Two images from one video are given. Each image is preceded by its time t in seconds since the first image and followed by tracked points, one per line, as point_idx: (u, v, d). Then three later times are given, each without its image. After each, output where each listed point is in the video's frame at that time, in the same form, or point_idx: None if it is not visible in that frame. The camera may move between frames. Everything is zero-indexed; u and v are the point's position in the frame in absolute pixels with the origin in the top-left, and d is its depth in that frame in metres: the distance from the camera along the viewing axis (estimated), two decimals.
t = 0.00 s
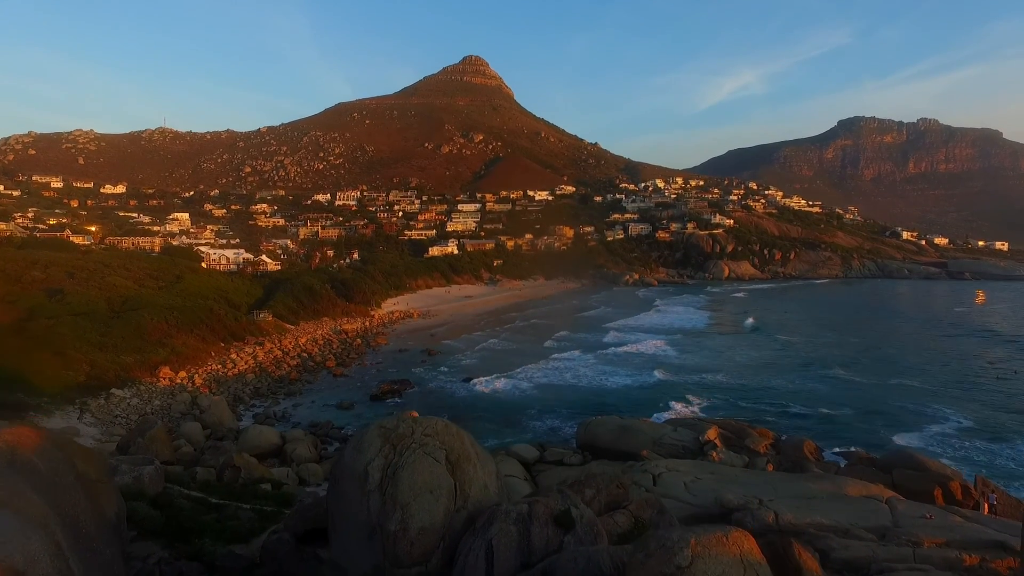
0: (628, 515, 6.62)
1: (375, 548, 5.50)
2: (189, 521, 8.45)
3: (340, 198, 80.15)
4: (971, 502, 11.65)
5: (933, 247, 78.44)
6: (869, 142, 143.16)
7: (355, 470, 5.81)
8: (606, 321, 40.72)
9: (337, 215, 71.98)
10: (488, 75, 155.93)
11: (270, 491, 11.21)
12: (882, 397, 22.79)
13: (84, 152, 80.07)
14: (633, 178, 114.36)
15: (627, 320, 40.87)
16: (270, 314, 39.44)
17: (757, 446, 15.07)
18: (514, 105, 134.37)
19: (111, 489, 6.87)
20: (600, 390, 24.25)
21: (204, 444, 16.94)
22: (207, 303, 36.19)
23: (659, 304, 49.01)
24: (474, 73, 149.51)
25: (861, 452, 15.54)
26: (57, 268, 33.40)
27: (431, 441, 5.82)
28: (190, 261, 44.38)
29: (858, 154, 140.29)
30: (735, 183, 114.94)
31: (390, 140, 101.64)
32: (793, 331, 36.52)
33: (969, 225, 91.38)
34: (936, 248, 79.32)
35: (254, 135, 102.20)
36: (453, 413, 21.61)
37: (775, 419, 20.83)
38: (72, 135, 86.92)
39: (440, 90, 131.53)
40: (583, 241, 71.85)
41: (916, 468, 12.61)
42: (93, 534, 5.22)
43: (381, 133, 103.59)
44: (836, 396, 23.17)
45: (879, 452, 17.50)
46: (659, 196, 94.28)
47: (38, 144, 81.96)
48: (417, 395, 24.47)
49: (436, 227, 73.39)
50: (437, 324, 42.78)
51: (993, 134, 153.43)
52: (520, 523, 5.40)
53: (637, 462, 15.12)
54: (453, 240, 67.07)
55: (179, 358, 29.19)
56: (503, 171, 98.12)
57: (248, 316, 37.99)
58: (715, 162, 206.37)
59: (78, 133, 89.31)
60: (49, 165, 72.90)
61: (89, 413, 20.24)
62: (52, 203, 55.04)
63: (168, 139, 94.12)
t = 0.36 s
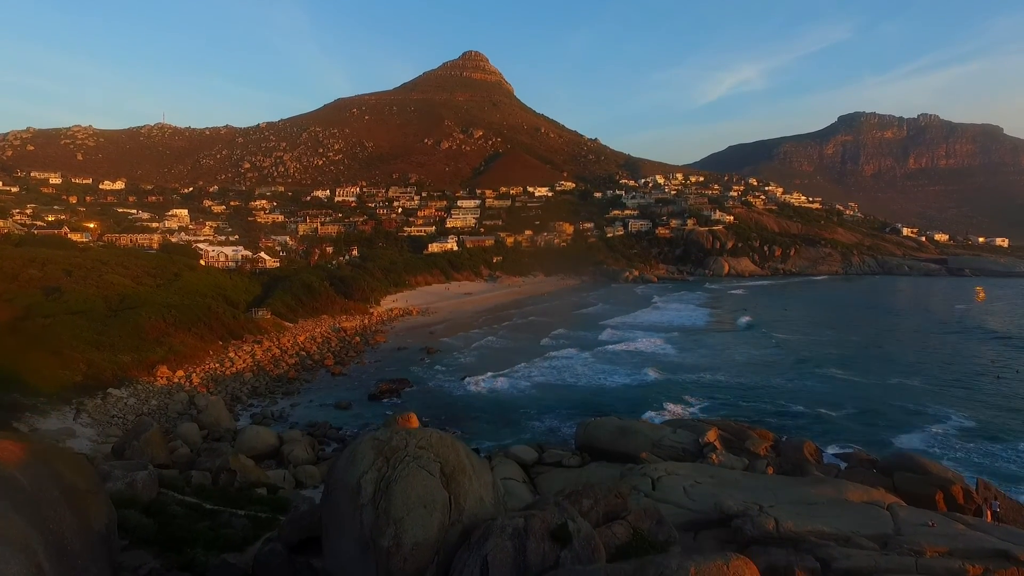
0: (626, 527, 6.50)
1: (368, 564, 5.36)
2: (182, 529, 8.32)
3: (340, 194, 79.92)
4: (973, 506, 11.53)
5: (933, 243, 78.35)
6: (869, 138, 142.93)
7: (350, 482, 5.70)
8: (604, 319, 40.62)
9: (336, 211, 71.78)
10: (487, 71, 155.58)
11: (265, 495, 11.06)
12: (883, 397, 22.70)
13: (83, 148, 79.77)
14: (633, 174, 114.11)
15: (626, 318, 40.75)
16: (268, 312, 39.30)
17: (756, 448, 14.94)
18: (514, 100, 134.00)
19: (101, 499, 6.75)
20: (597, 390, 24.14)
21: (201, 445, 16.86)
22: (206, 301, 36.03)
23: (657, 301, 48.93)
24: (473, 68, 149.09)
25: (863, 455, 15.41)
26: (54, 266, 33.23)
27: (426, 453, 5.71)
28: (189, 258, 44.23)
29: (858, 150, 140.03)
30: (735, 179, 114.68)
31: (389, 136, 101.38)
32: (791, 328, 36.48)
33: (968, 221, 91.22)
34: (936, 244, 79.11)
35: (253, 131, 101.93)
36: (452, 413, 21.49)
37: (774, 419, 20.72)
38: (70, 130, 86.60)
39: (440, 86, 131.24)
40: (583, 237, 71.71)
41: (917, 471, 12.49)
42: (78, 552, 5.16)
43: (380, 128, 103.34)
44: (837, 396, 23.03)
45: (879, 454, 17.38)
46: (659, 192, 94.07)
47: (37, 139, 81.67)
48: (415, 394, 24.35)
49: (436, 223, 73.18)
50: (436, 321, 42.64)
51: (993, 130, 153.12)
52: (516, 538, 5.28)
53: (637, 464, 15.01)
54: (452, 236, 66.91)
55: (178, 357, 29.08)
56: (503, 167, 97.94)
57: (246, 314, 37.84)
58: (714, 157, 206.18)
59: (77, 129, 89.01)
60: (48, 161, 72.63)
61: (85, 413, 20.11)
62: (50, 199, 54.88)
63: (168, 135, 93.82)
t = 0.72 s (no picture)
0: (625, 539, 6.38)
1: None
2: (174, 538, 8.22)
3: (339, 190, 79.71)
4: (975, 512, 11.43)
5: (933, 240, 78.21)
6: (869, 134, 142.79)
7: (342, 496, 5.58)
8: (602, 316, 40.61)
9: (335, 208, 71.60)
10: (487, 66, 155.14)
11: (260, 500, 10.98)
12: (885, 397, 22.61)
13: (81, 144, 79.54)
14: (632, 170, 113.96)
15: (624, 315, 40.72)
16: (267, 310, 39.14)
17: (756, 450, 14.84)
18: (513, 96, 133.83)
19: (91, 510, 6.64)
20: (596, 389, 24.05)
21: (197, 447, 16.75)
22: (204, 299, 35.88)
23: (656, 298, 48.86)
24: (473, 64, 148.72)
25: (863, 457, 15.32)
26: (52, 264, 33.09)
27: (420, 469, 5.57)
28: (187, 255, 44.12)
29: (858, 146, 139.80)
30: (735, 175, 114.53)
31: (389, 132, 101.17)
32: (789, 326, 36.41)
33: (968, 217, 91.10)
34: (935, 241, 79.02)
35: (252, 126, 101.70)
36: (450, 413, 21.38)
37: (774, 420, 20.60)
38: (69, 126, 86.34)
39: (440, 81, 131.05)
40: (583, 234, 71.57)
41: (918, 476, 12.40)
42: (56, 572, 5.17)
43: (380, 124, 103.10)
44: (837, 395, 22.95)
45: (880, 455, 17.28)
46: (659, 189, 93.99)
47: (35, 135, 81.40)
48: (413, 394, 24.25)
49: (435, 220, 73.06)
50: (435, 319, 42.52)
51: (993, 127, 153.01)
52: (512, 556, 5.15)
53: (636, 466, 14.90)
54: (452, 233, 66.82)
55: (175, 356, 28.98)
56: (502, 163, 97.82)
57: (245, 312, 37.72)
58: (714, 153, 205.91)
59: (76, 125, 88.79)
60: (46, 157, 72.43)
61: (82, 414, 20.00)
62: (49, 195, 54.74)
63: (166, 131, 93.56)
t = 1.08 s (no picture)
0: (623, 556, 6.28)
1: None
2: (167, 550, 8.13)
3: (339, 186, 79.46)
4: (977, 519, 11.41)
5: (933, 237, 77.98)
6: (870, 130, 142.48)
7: (335, 516, 5.46)
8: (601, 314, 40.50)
9: (334, 204, 71.32)
10: (486, 61, 154.54)
11: (256, 507, 10.88)
12: (886, 398, 22.50)
13: (80, 140, 79.32)
14: (633, 166, 113.66)
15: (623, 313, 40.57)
16: (265, 308, 38.98)
17: (757, 454, 14.74)
18: (514, 92, 133.48)
19: (80, 524, 6.54)
20: (595, 390, 23.92)
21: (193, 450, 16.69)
22: (202, 297, 35.74)
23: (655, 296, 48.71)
24: (473, 59, 148.36)
25: (865, 461, 15.21)
26: (49, 262, 32.97)
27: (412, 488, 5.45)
28: (185, 253, 43.97)
29: (858, 141, 139.47)
30: (736, 171, 114.24)
31: (388, 128, 100.91)
32: (790, 325, 36.29)
33: (969, 213, 90.83)
34: (936, 237, 78.78)
35: (251, 122, 101.43)
36: (449, 414, 21.26)
37: (775, 421, 20.46)
38: (68, 122, 86.10)
39: (440, 77, 130.77)
40: (583, 230, 71.32)
41: (922, 481, 12.31)
42: None
43: (379, 120, 102.80)
44: (838, 396, 22.85)
45: (882, 459, 17.13)
46: (659, 185, 93.75)
47: (34, 131, 81.18)
48: (411, 394, 24.15)
49: (435, 216, 72.85)
50: (433, 317, 42.38)
51: (993, 122, 152.47)
52: None
53: (636, 470, 14.77)
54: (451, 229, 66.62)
55: (173, 356, 28.82)
56: (502, 159, 97.54)
57: (243, 310, 37.57)
58: (715, 148, 205.30)
59: (75, 121, 88.55)
60: (45, 153, 72.22)
61: (79, 415, 19.92)
62: (47, 191, 54.59)
63: (165, 127, 93.29)
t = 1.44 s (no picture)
0: None
1: None
2: (159, 564, 8.03)
3: (338, 183, 79.22)
4: (979, 527, 11.29)
5: (934, 233, 77.82)
6: (870, 125, 142.15)
7: (326, 538, 5.34)
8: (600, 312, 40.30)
9: (334, 201, 71.12)
10: (486, 57, 154.07)
11: (251, 516, 10.77)
12: (887, 399, 22.39)
13: (79, 136, 79.03)
14: (632, 162, 113.41)
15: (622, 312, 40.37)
16: (264, 308, 38.81)
17: (757, 460, 14.62)
18: (513, 88, 133.10)
19: (71, 540, 6.46)
20: (594, 390, 23.80)
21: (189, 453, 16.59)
22: (200, 296, 35.61)
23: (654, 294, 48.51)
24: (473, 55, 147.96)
25: (865, 465, 15.09)
26: (47, 262, 32.82)
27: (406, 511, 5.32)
28: (182, 251, 43.76)
29: (859, 137, 139.18)
30: (736, 167, 114.01)
31: (388, 124, 100.61)
32: (789, 324, 36.18)
33: (969, 209, 90.63)
34: (936, 234, 78.58)
35: (250, 118, 101.09)
36: (447, 416, 21.15)
37: (776, 423, 20.35)
38: (66, 119, 85.80)
39: (439, 73, 130.39)
40: (583, 227, 71.15)
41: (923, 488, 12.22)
42: None
43: (379, 116, 102.55)
44: (839, 397, 22.75)
45: (882, 462, 17.06)
46: (659, 181, 93.55)
47: (32, 128, 80.90)
48: (409, 395, 24.03)
49: (434, 213, 72.69)
50: (431, 315, 42.23)
51: (995, 117, 152.03)
52: None
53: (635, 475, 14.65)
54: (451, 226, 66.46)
55: (170, 356, 28.69)
56: (501, 155, 97.25)
57: (242, 310, 37.43)
58: (715, 143, 204.86)
59: (74, 117, 88.26)
60: (43, 149, 71.96)
61: (75, 418, 19.80)
62: (45, 188, 54.38)
63: (164, 123, 92.94)
